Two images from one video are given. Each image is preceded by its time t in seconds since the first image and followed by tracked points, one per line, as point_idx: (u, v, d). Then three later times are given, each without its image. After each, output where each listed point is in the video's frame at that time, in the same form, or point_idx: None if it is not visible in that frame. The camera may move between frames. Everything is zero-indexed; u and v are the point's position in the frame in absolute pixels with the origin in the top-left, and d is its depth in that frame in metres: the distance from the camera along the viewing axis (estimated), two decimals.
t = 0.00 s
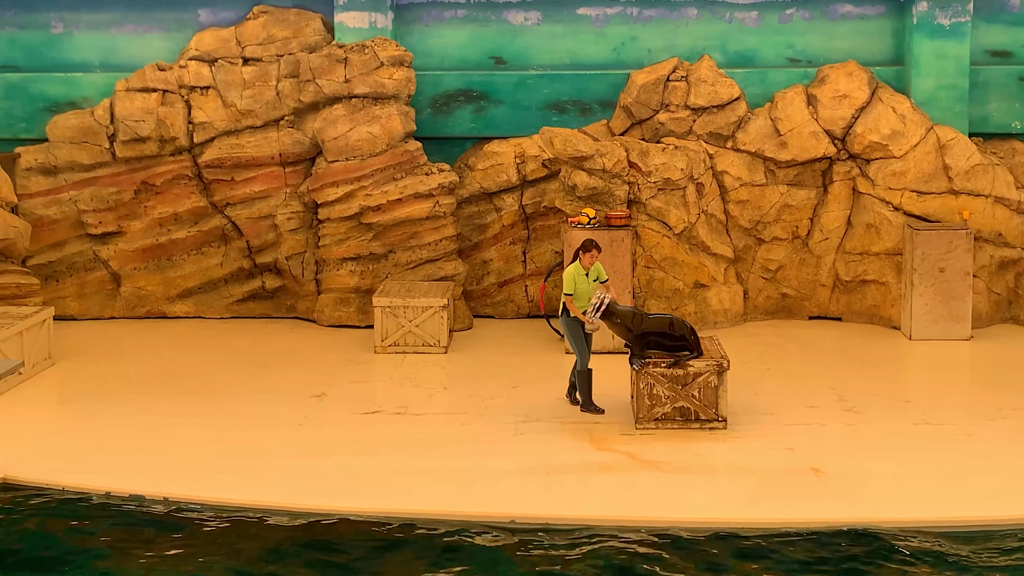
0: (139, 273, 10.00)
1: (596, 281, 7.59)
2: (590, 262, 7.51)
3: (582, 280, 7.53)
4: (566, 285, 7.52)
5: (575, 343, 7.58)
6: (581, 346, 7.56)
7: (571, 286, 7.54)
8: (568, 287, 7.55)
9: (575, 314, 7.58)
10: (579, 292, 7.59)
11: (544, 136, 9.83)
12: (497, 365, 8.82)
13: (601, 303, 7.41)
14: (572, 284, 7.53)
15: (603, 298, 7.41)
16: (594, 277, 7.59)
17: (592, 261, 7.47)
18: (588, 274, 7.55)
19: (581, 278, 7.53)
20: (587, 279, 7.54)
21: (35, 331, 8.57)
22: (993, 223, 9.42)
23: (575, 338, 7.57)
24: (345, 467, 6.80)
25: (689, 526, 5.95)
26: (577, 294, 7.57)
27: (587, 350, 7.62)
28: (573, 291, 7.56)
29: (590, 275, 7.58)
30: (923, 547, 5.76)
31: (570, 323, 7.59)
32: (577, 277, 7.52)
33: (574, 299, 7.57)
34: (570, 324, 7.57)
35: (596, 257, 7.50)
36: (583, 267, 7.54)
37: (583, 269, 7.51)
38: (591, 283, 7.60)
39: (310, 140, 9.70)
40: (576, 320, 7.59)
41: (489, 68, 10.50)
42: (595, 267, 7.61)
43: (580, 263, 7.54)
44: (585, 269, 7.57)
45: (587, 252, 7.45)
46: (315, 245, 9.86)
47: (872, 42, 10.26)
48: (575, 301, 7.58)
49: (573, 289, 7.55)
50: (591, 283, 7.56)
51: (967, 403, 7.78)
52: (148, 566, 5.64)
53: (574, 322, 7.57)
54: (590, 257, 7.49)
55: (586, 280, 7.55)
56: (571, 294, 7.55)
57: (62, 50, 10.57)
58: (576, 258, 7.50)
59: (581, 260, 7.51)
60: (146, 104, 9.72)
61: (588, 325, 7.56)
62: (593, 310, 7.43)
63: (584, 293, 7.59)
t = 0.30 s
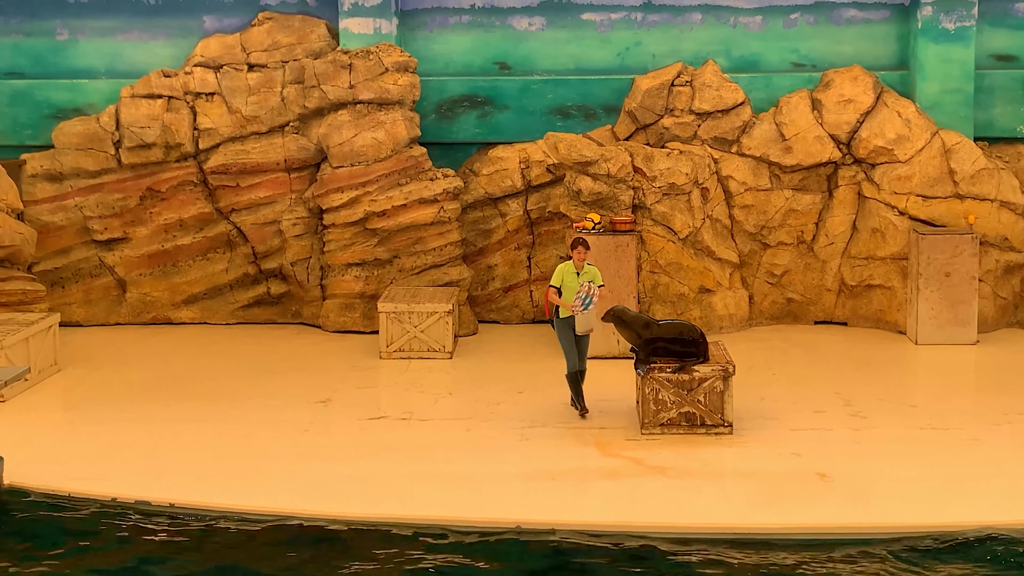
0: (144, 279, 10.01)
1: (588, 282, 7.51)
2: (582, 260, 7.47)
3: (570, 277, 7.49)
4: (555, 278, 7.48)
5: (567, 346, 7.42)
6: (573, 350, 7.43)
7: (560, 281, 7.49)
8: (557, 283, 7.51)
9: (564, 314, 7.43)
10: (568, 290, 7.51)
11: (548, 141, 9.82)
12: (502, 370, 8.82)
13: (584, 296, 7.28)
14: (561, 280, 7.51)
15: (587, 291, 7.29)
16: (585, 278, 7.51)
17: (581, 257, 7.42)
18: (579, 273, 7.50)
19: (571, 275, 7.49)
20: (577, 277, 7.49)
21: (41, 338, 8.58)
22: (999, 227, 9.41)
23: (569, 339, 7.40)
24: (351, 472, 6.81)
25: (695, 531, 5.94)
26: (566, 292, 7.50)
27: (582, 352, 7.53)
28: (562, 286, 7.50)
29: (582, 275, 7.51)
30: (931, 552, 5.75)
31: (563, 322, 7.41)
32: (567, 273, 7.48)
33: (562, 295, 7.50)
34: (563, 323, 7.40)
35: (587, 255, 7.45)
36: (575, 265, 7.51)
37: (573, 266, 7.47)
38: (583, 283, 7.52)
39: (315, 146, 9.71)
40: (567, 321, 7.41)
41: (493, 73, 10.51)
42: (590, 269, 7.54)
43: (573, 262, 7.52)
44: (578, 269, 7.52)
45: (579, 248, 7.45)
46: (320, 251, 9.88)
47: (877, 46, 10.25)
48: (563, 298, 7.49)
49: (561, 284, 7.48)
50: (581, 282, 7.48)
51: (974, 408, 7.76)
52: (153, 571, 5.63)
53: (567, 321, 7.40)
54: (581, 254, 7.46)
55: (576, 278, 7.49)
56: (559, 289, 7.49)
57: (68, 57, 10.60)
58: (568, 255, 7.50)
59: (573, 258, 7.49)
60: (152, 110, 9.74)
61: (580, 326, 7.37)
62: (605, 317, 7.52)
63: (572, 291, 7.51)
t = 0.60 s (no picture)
0: (149, 288, 10.02)
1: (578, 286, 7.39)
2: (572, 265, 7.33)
3: (560, 281, 7.38)
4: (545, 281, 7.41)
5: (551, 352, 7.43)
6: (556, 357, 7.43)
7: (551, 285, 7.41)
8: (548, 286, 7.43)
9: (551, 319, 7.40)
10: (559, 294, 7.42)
11: (552, 149, 9.82)
12: (507, 378, 8.82)
13: (573, 298, 7.27)
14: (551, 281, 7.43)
15: (577, 294, 7.26)
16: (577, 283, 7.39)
17: (570, 262, 7.28)
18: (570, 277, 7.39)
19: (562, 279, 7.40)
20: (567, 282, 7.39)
21: (45, 347, 8.57)
22: (1004, 234, 9.41)
23: (555, 345, 7.39)
24: (357, 481, 6.81)
25: (702, 540, 5.92)
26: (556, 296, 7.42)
27: (575, 358, 7.50)
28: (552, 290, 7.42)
29: (573, 279, 7.40)
30: (938, 561, 5.73)
31: (550, 326, 7.41)
32: (558, 276, 7.38)
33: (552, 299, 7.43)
34: (550, 328, 7.38)
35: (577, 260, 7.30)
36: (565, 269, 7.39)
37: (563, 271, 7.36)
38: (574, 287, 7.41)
39: (319, 154, 9.72)
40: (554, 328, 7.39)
41: (497, 81, 10.51)
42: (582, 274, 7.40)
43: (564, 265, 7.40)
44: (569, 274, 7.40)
45: (570, 252, 7.32)
46: (324, 260, 9.88)
47: (881, 54, 10.26)
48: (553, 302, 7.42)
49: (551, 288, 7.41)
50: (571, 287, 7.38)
51: (980, 416, 7.76)
52: None
53: (552, 326, 7.39)
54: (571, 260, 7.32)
55: (566, 282, 7.39)
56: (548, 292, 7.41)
57: (73, 66, 10.61)
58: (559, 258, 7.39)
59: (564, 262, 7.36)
60: (156, 120, 9.75)
61: (565, 332, 7.33)
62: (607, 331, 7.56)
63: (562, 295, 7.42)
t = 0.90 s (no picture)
0: (155, 294, 10.04)
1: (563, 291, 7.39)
2: (555, 269, 7.36)
3: (543, 286, 7.39)
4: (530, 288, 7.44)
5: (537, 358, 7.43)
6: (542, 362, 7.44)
7: (537, 292, 7.42)
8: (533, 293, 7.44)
9: (535, 325, 7.39)
10: (544, 301, 7.42)
11: (557, 155, 9.80)
12: (512, 384, 8.82)
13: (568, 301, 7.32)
14: (535, 289, 7.44)
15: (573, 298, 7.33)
16: (561, 288, 7.39)
17: (551, 265, 7.32)
18: (554, 282, 7.40)
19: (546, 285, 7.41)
20: (551, 287, 7.39)
21: (51, 354, 8.58)
22: (1009, 238, 9.40)
23: (541, 350, 7.39)
24: (362, 487, 6.80)
25: (707, 545, 5.91)
26: (541, 303, 7.41)
27: (563, 364, 7.47)
28: (538, 297, 7.42)
29: (556, 284, 7.41)
30: (945, 564, 5.72)
31: (535, 331, 7.40)
32: (542, 282, 7.40)
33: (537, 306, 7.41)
34: (535, 333, 7.39)
35: (559, 264, 7.33)
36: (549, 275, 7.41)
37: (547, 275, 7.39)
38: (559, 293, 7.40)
39: (324, 161, 9.73)
40: (539, 333, 7.40)
41: (502, 87, 10.52)
42: (565, 278, 7.41)
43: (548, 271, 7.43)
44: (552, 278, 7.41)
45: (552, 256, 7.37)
46: (329, 266, 9.88)
47: (885, 58, 10.26)
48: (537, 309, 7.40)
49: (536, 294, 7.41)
50: (555, 292, 7.37)
51: (987, 420, 7.74)
52: None
53: (537, 331, 7.38)
54: (554, 264, 7.35)
55: (549, 288, 7.40)
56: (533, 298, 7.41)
57: (77, 74, 10.64)
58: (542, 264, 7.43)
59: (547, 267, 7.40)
60: (161, 126, 9.76)
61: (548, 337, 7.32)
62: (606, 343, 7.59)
63: (548, 301, 7.40)
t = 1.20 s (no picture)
0: (163, 294, 10.05)
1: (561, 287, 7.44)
2: (553, 265, 7.40)
3: (544, 285, 7.40)
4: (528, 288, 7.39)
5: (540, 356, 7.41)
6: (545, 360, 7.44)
7: (536, 291, 7.40)
8: (531, 293, 7.41)
9: (537, 324, 7.37)
10: (544, 300, 7.41)
11: (563, 152, 9.82)
12: (520, 382, 8.82)
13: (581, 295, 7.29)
14: (535, 290, 7.42)
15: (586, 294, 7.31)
16: (559, 284, 7.45)
17: (551, 262, 7.33)
18: (551, 279, 7.43)
19: (545, 283, 7.42)
20: (550, 284, 7.42)
21: (59, 353, 8.60)
22: (1018, 233, 9.37)
23: (543, 349, 7.39)
24: (371, 485, 6.80)
25: (715, 542, 5.90)
26: (541, 302, 7.40)
27: (560, 362, 7.52)
28: (538, 296, 7.39)
29: (555, 281, 7.43)
30: (955, 561, 5.69)
31: (538, 331, 7.38)
32: (541, 280, 7.41)
33: (539, 305, 7.39)
34: (537, 331, 7.36)
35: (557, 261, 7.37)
36: (546, 272, 7.43)
37: (545, 273, 7.41)
38: (557, 290, 7.45)
39: (331, 159, 9.74)
40: (541, 332, 7.38)
41: (508, 85, 10.52)
42: (561, 274, 7.46)
43: (544, 269, 7.45)
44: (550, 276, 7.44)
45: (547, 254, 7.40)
46: (336, 265, 9.88)
47: (892, 54, 10.23)
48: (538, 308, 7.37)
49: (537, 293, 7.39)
50: (556, 289, 7.41)
51: (997, 416, 7.71)
52: None
53: (540, 329, 7.36)
54: (552, 261, 7.39)
55: (549, 285, 7.42)
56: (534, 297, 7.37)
57: (84, 74, 10.66)
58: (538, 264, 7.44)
59: (544, 265, 7.42)
60: (168, 126, 9.76)
61: (550, 335, 7.31)
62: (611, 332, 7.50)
63: (549, 299, 7.41)
